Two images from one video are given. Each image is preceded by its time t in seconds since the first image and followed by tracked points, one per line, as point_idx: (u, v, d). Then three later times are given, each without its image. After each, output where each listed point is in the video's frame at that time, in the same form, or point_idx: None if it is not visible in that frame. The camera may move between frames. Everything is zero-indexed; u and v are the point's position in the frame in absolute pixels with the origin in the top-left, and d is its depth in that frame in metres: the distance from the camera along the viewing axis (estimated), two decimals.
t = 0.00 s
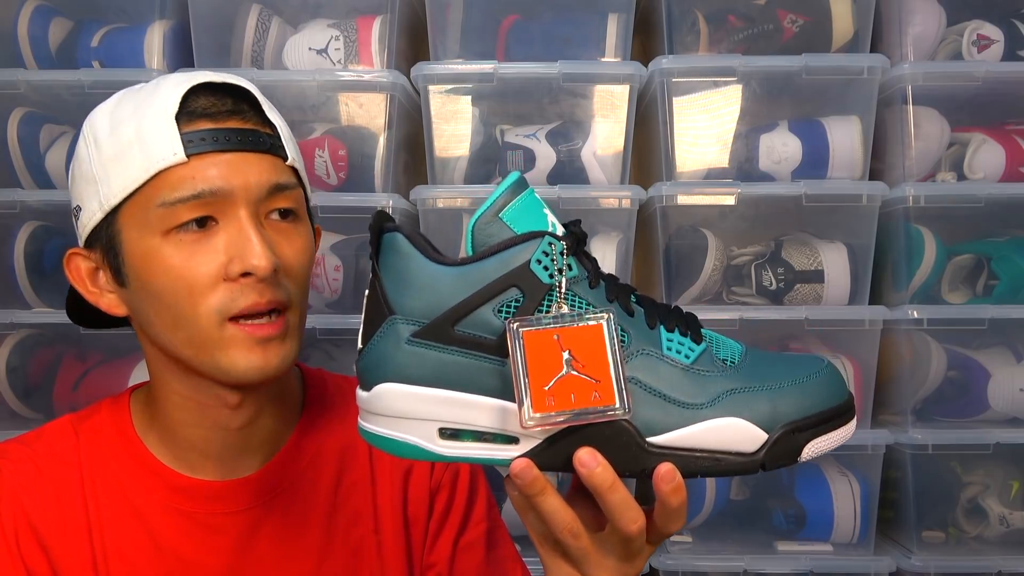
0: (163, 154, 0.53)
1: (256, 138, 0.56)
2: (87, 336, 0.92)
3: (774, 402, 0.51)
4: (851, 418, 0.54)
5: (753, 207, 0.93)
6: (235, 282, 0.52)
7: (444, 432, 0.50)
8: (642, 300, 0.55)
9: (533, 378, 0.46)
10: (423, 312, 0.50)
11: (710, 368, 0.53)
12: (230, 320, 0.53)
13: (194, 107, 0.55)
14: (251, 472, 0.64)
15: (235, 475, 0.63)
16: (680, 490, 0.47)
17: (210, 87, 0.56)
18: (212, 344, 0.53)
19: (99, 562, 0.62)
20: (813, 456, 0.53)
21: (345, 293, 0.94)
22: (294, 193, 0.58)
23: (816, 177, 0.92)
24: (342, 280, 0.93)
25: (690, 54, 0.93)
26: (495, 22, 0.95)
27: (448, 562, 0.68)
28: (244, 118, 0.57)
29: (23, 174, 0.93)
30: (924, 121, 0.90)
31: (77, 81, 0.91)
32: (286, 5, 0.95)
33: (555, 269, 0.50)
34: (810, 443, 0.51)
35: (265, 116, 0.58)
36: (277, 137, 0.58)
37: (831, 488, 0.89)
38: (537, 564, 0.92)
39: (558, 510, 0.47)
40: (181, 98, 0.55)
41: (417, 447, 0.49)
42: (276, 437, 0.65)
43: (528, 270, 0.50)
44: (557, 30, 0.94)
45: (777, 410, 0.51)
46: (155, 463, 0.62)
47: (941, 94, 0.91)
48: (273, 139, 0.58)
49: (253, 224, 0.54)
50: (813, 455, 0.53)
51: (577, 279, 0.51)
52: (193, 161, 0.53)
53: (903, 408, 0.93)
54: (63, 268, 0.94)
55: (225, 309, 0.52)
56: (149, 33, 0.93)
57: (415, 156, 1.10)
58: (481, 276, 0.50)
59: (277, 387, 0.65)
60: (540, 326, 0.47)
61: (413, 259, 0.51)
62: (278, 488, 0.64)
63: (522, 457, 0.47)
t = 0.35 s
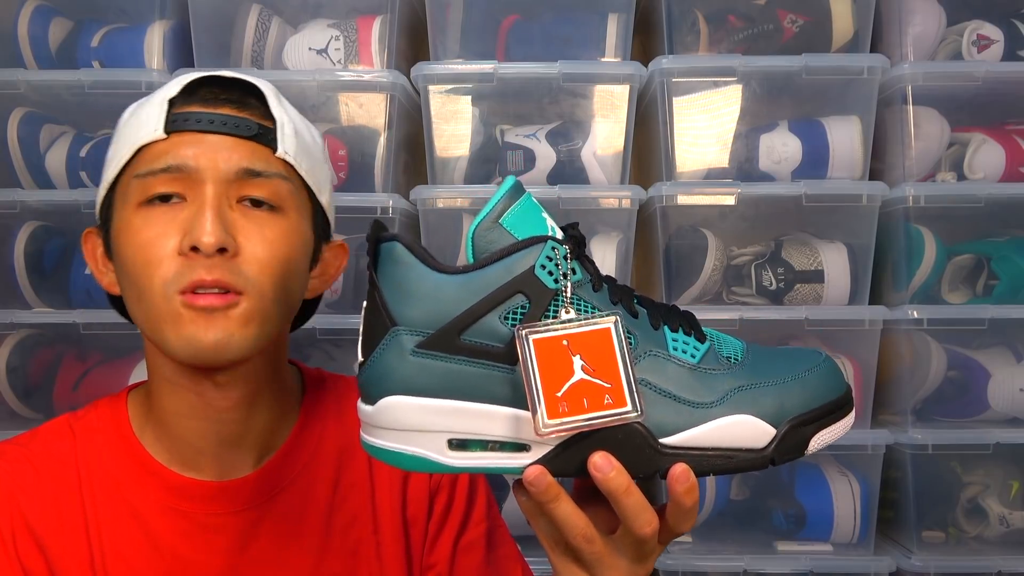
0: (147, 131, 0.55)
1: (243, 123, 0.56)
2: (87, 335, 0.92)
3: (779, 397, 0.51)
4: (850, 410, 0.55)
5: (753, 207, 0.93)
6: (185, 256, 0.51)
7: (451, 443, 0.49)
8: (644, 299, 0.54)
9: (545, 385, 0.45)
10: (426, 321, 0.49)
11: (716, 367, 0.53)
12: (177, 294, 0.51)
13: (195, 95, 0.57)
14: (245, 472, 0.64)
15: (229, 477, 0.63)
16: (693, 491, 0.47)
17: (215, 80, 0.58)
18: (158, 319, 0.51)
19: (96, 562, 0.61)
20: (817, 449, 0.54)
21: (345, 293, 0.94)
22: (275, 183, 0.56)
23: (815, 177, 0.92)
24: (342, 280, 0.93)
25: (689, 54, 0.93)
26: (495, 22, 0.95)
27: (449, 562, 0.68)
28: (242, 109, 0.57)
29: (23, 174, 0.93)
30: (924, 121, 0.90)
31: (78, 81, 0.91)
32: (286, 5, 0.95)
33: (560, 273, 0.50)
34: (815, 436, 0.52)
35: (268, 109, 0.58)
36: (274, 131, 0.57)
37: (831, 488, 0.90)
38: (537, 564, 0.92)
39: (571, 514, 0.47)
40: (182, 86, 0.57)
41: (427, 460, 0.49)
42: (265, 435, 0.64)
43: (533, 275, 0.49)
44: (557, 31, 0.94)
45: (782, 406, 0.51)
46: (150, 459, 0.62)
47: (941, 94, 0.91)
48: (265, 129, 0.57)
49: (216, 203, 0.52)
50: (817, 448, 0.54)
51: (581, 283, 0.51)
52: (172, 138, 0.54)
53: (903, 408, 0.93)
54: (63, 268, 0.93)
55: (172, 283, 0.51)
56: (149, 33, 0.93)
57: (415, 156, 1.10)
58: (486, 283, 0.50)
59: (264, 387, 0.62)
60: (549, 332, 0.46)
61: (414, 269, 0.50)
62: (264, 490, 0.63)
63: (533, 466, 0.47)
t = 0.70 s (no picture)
0: (223, 132, 0.56)
1: (317, 133, 0.58)
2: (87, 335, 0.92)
3: (740, 386, 0.53)
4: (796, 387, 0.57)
5: (753, 207, 0.93)
6: (264, 257, 0.53)
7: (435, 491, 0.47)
8: (601, 314, 0.54)
9: (529, 416, 0.44)
10: (393, 370, 0.46)
11: (678, 369, 0.53)
12: (253, 293, 0.54)
13: (266, 100, 0.58)
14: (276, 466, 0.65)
15: (260, 469, 0.64)
16: (680, 497, 0.48)
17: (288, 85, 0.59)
18: (232, 314, 0.54)
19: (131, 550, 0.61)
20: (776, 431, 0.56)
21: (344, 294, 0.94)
22: (343, 191, 0.60)
23: (816, 177, 0.92)
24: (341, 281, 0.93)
25: (690, 54, 0.93)
26: (495, 22, 0.95)
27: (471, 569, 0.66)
28: (312, 115, 0.59)
29: (23, 174, 0.93)
30: (924, 121, 0.90)
31: (78, 81, 0.91)
32: (286, 5, 0.95)
33: (523, 301, 0.48)
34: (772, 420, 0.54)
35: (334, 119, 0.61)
36: (340, 140, 0.61)
37: (832, 488, 0.90)
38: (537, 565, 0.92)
39: (566, 540, 0.47)
40: (256, 90, 0.58)
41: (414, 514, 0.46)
42: (302, 430, 0.66)
43: (496, 307, 0.47)
44: (557, 30, 0.94)
45: (745, 394, 0.52)
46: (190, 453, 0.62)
47: (941, 94, 0.91)
48: (334, 139, 0.60)
49: (293, 208, 0.55)
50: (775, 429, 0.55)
51: (543, 307, 0.50)
52: (250, 142, 0.56)
53: (903, 408, 0.93)
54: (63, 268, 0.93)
55: (250, 280, 0.53)
56: (149, 33, 0.93)
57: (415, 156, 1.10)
58: (451, 320, 0.47)
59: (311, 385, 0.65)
60: (522, 363, 0.45)
61: (370, 318, 0.46)
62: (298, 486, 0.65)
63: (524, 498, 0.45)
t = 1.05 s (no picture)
0: (292, 126, 0.61)
1: (375, 134, 0.64)
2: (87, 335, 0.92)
3: (711, 364, 0.55)
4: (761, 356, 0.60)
5: (753, 207, 0.93)
6: (328, 243, 0.58)
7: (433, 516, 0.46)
8: (566, 316, 0.54)
9: (489, 431, 0.43)
10: (372, 407, 0.44)
11: (647, 356, 0.54)
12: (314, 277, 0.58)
13: (329, 102, 0.64)
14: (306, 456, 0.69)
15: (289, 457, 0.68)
16: (669, 481, 0.50)
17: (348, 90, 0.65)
18: (293, 295, 0.59)
19: (164, 530, 0.63)
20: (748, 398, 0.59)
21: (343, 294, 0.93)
22: (394, 191, 0.65)
23: (816, 177, 0.92)
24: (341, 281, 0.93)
25: (690, 54, 0.93)
26: (495, 22, 0.95)
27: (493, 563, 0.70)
28: (367, 120, 0.65)
29: (23, 174, 0.93)
30: (924, 121, 0.90)
31: (77, 81, 0.91)
32: (286, 5, 0.95)
33: (489, 319, 0.48)
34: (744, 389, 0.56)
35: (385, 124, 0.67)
36: (389, 143, 0.67)
37: (831, 487, 0.90)
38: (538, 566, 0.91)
39: (571, 543, 0.47)
40: (320, 91, 0.63)
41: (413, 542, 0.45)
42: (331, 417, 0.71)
43: (462, 327, 0.47)
44: (557, 30, 0.94)
45: (716, 370, 0.55)
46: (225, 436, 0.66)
47: (941, 94, 0.91)
48: (387, 142, 0.66)
49: (356, 200, 0.60)
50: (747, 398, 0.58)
51: (508, 321, 0.49)
52: (318, 136, 0.61)
53: (903, 408, 0.93)
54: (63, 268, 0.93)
55: (311, 264, 0.58)
56: (149, 32, 0.93)
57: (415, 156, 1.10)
58: (423, 347, 0.46)
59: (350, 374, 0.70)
60: (486, 377, 0.44)
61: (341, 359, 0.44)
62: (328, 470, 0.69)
63: (523, 509, 0.44)
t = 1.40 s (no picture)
0: (280, 125, 0.62)
1: (364, 127, 0.64)
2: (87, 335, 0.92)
3: (772, 388, 0.53)
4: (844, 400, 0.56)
5: (753, 207, 0.93)
6: (322, 237, 0.58)
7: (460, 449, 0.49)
8: (636, 307, 0.57)
9: (515, 373, 0.47)
10: (432, 334, 0.50)
11: (707, 362, 0.54)
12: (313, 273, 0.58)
13: (317, 96, 0.64)
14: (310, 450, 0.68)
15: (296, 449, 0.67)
16: (694, 479, 0.49)
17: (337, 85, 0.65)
18: (291, 293, 0.58)
19: (178, 520, 0.63)
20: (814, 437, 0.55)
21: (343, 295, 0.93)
22: (388, 182, 0.64)
23: (816, 177, 0.92)
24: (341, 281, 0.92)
25: (690, 54, 0.93)
26: (495, 22, 0.95)
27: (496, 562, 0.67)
28: (357, 112, 0.65)
29: (23, 174, 0.93)
30: (924, 121, 0.90)
31: (78, 81, 0.91)
32: (286, 5, 0.95)
33: (553, 282, 0.52)
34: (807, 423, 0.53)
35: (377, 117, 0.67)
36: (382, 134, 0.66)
37: (832, 487, 0.90)
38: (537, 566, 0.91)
39: (573, 515, 0.48)
40: (308, 88, 0.64)
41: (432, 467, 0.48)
42: (336, 416, 0.69)
43: (527, 284, 0.51)
44: (557, 30, 0.94)
45: (775, 396, 0.52)
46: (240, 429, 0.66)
47: (941, 94, 0.91)
48: (379, 133, 0.66)
49: (347, 193, 0.60)
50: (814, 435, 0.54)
51: (573, 290, 0.53)
52: (305, 133, 0.61)
53: (903, 408, 0.93)
54: (63, 268, 0.93)
55: (309, 260, 0.58)
56: (149, 33, 0.93)
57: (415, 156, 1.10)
58: (486, 296, 0.51)
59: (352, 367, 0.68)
60: (532, 327, 0.48)
61: (417, 280, 0.51)
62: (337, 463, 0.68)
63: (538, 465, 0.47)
